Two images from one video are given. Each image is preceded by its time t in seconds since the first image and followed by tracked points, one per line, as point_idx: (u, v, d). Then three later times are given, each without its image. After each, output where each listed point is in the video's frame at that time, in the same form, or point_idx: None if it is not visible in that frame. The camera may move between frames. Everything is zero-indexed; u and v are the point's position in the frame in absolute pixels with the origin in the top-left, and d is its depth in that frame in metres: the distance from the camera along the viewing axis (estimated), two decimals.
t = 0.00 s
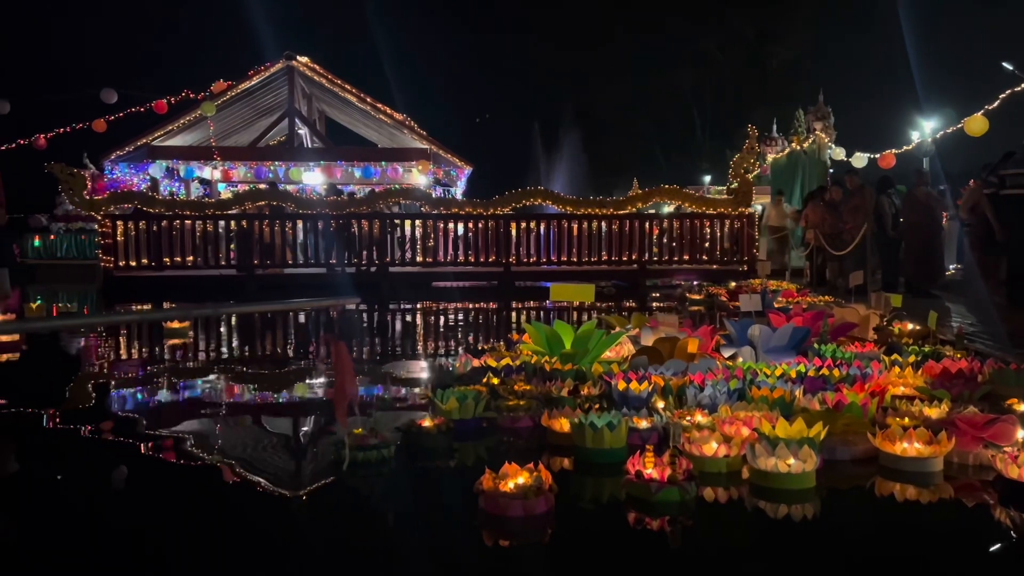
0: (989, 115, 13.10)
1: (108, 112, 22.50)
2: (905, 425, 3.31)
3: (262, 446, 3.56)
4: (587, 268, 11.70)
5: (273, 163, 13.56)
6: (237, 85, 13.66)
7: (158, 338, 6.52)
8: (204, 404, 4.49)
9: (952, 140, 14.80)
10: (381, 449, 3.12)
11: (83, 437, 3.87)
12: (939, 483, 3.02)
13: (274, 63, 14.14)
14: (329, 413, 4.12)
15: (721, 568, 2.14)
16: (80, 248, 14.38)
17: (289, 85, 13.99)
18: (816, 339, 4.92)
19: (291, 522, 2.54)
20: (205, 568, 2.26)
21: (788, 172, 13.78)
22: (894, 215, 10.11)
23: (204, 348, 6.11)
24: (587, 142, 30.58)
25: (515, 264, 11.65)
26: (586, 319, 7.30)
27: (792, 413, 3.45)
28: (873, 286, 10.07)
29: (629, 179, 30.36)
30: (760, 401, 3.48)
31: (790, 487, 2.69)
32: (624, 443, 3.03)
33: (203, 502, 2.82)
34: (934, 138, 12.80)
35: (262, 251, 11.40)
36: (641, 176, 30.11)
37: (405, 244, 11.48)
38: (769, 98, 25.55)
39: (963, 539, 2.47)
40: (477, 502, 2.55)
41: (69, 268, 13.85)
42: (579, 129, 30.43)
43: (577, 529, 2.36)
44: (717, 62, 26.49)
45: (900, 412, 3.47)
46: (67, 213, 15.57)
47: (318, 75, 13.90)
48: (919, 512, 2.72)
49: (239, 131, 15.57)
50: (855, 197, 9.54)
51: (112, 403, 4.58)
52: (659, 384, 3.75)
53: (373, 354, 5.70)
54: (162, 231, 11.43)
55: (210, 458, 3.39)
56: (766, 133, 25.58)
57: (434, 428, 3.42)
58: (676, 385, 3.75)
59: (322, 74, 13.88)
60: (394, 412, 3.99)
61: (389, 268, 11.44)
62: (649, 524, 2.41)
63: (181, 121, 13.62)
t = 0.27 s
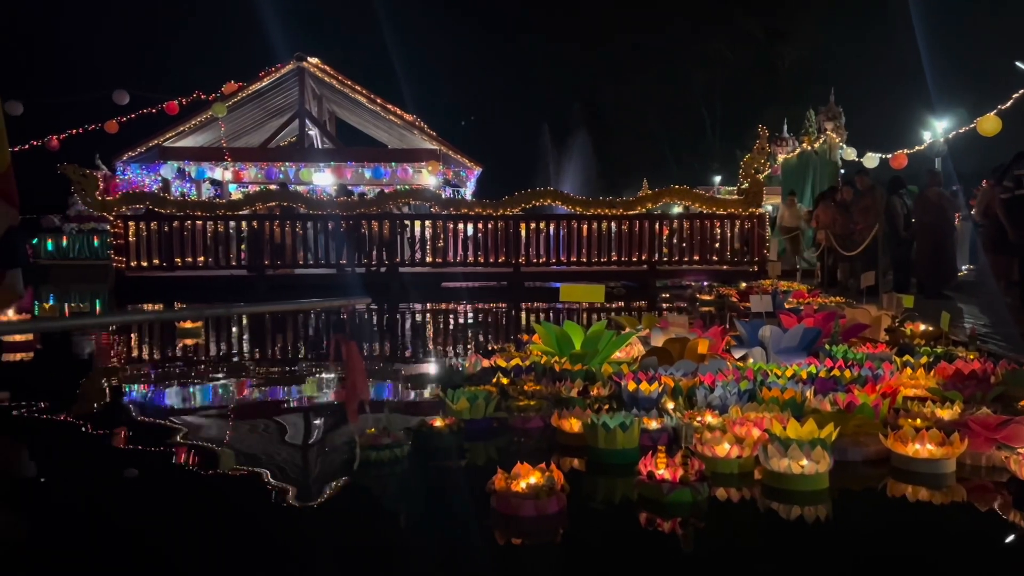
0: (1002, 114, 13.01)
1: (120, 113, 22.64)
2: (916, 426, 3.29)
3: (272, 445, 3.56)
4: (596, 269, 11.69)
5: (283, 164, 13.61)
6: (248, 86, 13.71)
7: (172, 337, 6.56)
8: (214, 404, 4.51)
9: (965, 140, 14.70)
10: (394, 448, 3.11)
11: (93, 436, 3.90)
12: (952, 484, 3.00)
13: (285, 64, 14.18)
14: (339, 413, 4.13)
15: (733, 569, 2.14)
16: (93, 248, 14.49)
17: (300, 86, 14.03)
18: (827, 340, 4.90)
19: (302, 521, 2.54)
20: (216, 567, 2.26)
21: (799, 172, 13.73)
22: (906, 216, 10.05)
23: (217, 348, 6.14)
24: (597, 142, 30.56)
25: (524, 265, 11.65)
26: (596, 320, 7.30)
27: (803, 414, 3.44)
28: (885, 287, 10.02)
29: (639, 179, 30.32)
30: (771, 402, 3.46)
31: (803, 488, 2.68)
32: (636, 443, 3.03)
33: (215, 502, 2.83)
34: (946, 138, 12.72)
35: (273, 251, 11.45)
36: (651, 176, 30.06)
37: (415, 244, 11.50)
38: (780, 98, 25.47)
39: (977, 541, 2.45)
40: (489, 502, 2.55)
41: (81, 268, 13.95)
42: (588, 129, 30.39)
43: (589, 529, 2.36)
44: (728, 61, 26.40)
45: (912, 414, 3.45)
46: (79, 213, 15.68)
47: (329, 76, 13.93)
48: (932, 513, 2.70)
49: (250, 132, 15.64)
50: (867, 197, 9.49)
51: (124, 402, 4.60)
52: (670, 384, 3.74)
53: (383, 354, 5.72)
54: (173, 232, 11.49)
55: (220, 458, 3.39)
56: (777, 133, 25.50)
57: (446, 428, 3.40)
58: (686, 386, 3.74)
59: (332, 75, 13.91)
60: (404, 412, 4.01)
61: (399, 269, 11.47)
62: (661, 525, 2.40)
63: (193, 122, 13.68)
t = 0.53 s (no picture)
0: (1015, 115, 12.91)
1: (132, 114, 22.78)
2: (928, 429, 3.27)
3: (282, 446, 3.58)
4: (606, 270, 11.67)
5: (294, 165, 13.66)
6: (259, 87, 13.77)
7: (185, 338, 6.60)
8: (225, 404, 4.52)
9: (978, 141, 14.60)
10: (405, 449, 3.16)
11: (105, 436, 3.93)
12: (964, 487, 2.98)
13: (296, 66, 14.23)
14: (349, 413, 4.14)
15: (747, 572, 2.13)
16: (106, 250, 14.45)
17: (311, 87, 14.07)
18: (839, 342, 4.88)
19: (315, 523, 2.55)
20: (229, 566, 2.28)
21: (810, 173, 13.67)
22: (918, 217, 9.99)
23: (229, 349, 6.17)
24: (607, 143, 30.54)
25: (534, 266, 11.66)
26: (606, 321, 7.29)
27: (814, 417, 3.43)
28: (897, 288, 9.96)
29: (649, 180, 30.26)
30: (782, 404, 3.45)
31: (815, 491, 2.67)
32: (649, 445, 3.02)
33: (227, 501, 2.85)
34: (959, 139, 12.63)
35: (283, 252, 11.49)
36: (660, 177, 29.98)
37: (425, 245, 11.51)
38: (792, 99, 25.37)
39: (991, 544, 2.44)
40: (501, 503, 2.55)
41: (94, 268, 14.04)
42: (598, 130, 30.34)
43: (600, 532, 2.35)
44: (738, 62, 26.31)
45: (923, 416, 3.43)
46: (92, 214, 15.79)
47: (339, 78, 13.97)
48: (945, 516, 2.68)
49: (261, 133, 15.71)
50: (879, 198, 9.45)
51: (136, 403, 4.62)
52: (679, 386, 3.73)
53: (393, 355, 5.73)
54: (185, 232, 11.54)
55: (231, 458, 3.41)
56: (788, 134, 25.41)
57: (456, 429, 3.42)
58: (696, 388, 3.73)
59: (343, 77, 13.95)
60: (415, 412, 4.02)
61: (409, 269, 11.49)
62: (673, 527, 2.40)
63: (204, 123, 13.75)
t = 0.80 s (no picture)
0: None
1: (145, 116, 22.93)
2: (942, 433, 3.25)
3: (294, 446, 3.60)
4: (617, 271, 11.66)
5: (307, 166, 13.71)
6: (271, 89, 13.82)
7: (199, 338, 6.64)
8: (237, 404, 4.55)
9: (993, 142, 14.49)
10: (419, 450, 3.17)
11: (118, 435, 3.96)
12: (978, 491, 2.96)
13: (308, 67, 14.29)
14: (360, 413, 4.16)
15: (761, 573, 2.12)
16: (119, 250, 14.51)
17: (323, 89, 14.13)
18: (851, 345, 4.86)
19: (330, 522, 2.56)
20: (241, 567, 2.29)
21: (822, 174, 13.62)
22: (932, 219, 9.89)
23: (243, 349, 6.20)
24: (619, 145, 30.52)
25: (545, 267, 11.66)
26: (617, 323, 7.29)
27: (826, 419, 3.41)
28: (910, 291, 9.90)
29: (660, 181, 30.21)
30: (794, 407, 3.44)
31: (829, 493, 2.66)
32: (662, 448, 3.02)
33: (240, 502, 2.86)
34: (974, 141, 12.55)
35: (295, 253, 11.55)
36: (672, 178, 29.89)
37: (436, 246, 11.53)
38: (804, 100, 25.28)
39: (1008, 549, 2.41)
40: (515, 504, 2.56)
41: (108, 269, 14.15)
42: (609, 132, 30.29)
43: (613, 533, 2.35)
44: (750, 63, 26.21)
45: (937, 419, 3.40)
46: (106, 215, 15.91)
47: (351, 79, 14.02)
48: (960, 520, 2.66)
49: (274, 135, 15.79)
50: (892, 199, 9.40)
51: (149, 403, 4.65)
52: (690, 388, 3.72)
53: (405, 356, 5.73)
54: (198, 234, 11.60)
55: (243, 458, 3.43)
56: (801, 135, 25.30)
57: (468, 430, 3.43)
58: (707, 390, 3.72)
59: (355, 78, 13.99)
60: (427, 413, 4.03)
61: (420, 271, 11.52)
62: (685, 529, 2.39)
63: (217, 125, 13.83)
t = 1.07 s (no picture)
0: None
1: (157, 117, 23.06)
2: (954, 436, 3.22)
3: (304, 446, 3.61)
4: (627, 272, 11.65)
5: (317, 167, 13.76)
6: (282, 90, 13.86)
7: (212, 338, 6.68)
8: (248, 404, 4.56)
9: (1007, 144, 14.39)
10: (431, 450, 3.18)
11: (130, 435, 3.98)
12: (991, 494, 2.93)
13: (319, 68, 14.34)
14: (370, 414, 4.17)
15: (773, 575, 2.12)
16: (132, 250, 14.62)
17: (333, 90, 14.17)
18: (863, 347, 4.83)
19: (343, 522, 2.57)
20: (252, 566, 2.30)
21: (833, 176, 13.56)
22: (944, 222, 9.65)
23: (255, 349, 6.22)
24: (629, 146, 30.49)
25: (554, 268, 11.66)
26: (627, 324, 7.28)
27: (837, 422, 3.39)
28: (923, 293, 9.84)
29: (670, 182, 30.15)
30: (805, 409, 3.41)
31: (841, 496, 2.64)
32: (674, 450, 3.01)
33: (254, 500, 2.88)
34: (987, 142, 12.47)
35: (306, 253, 11.59)
36: (682, 179, 29.81)
37: (446, 247, 11.55)
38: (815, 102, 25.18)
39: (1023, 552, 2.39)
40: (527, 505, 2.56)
41: (121, 269, 14.24)
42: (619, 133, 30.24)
43: (624, 534, 2.34)
44: (761, 64, 26.11)
45: (949, 422, 3.38)
46: (118, 215, 16.01)
47: (361, 80, 14.05)
48: (975, 523, 2.64)
49: (285, 135, 15.86)
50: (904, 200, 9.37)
51: (160, 403, 4.67)
52: (700, 390, 3.70)
53: (415, 357, 5.74)
54: (209, 234, 11.65)
55: (254, 458, 3.44)
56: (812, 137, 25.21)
57: (479, 430, 3.43)
58: (717, 392, 3.70)
59: (365, 79, 14.02)
60: (438, 414, 4.03)
61: (430, 271, 11.53)
62: (697, 531, 2.38)
63: (228, 126, 13.88)
